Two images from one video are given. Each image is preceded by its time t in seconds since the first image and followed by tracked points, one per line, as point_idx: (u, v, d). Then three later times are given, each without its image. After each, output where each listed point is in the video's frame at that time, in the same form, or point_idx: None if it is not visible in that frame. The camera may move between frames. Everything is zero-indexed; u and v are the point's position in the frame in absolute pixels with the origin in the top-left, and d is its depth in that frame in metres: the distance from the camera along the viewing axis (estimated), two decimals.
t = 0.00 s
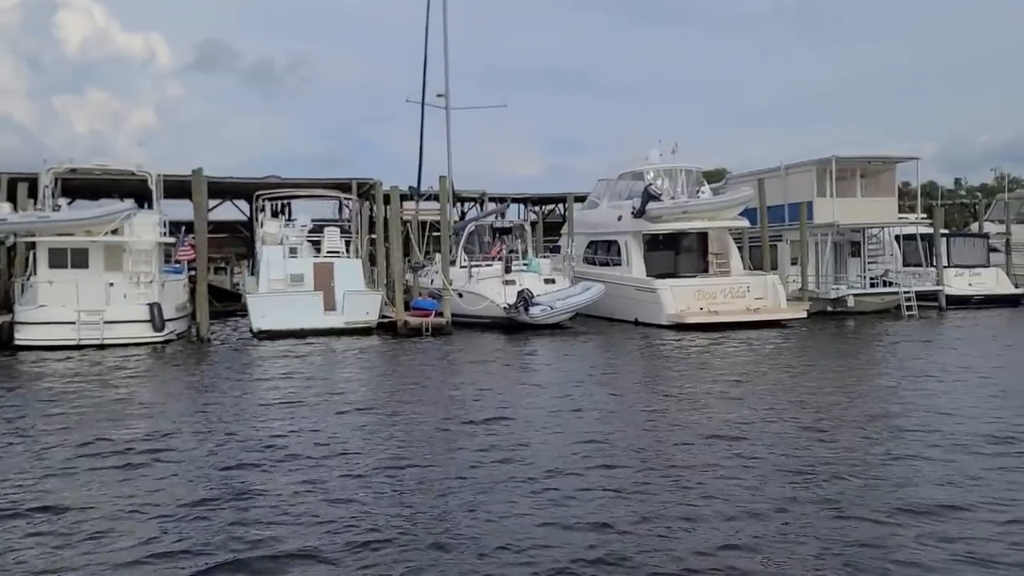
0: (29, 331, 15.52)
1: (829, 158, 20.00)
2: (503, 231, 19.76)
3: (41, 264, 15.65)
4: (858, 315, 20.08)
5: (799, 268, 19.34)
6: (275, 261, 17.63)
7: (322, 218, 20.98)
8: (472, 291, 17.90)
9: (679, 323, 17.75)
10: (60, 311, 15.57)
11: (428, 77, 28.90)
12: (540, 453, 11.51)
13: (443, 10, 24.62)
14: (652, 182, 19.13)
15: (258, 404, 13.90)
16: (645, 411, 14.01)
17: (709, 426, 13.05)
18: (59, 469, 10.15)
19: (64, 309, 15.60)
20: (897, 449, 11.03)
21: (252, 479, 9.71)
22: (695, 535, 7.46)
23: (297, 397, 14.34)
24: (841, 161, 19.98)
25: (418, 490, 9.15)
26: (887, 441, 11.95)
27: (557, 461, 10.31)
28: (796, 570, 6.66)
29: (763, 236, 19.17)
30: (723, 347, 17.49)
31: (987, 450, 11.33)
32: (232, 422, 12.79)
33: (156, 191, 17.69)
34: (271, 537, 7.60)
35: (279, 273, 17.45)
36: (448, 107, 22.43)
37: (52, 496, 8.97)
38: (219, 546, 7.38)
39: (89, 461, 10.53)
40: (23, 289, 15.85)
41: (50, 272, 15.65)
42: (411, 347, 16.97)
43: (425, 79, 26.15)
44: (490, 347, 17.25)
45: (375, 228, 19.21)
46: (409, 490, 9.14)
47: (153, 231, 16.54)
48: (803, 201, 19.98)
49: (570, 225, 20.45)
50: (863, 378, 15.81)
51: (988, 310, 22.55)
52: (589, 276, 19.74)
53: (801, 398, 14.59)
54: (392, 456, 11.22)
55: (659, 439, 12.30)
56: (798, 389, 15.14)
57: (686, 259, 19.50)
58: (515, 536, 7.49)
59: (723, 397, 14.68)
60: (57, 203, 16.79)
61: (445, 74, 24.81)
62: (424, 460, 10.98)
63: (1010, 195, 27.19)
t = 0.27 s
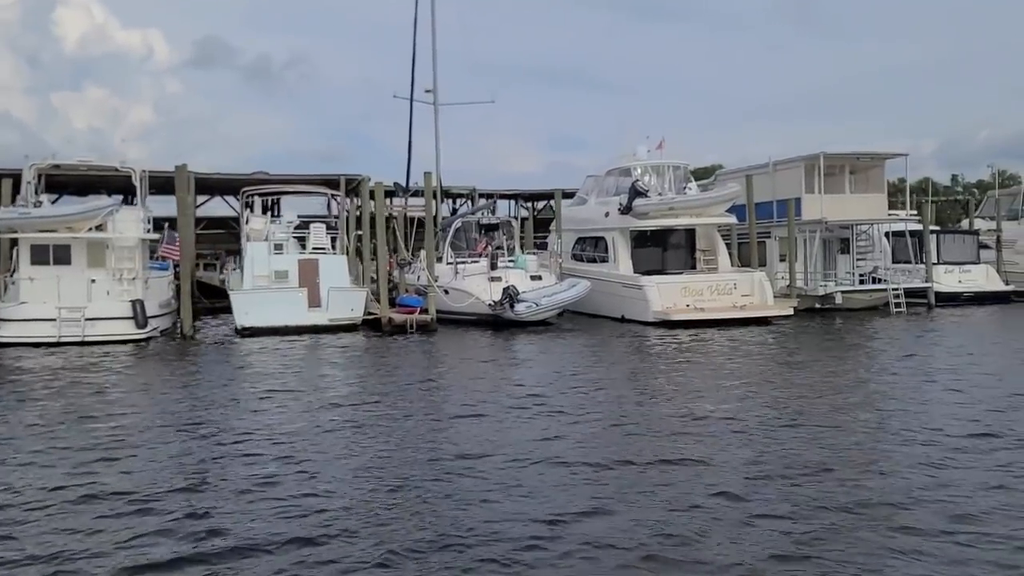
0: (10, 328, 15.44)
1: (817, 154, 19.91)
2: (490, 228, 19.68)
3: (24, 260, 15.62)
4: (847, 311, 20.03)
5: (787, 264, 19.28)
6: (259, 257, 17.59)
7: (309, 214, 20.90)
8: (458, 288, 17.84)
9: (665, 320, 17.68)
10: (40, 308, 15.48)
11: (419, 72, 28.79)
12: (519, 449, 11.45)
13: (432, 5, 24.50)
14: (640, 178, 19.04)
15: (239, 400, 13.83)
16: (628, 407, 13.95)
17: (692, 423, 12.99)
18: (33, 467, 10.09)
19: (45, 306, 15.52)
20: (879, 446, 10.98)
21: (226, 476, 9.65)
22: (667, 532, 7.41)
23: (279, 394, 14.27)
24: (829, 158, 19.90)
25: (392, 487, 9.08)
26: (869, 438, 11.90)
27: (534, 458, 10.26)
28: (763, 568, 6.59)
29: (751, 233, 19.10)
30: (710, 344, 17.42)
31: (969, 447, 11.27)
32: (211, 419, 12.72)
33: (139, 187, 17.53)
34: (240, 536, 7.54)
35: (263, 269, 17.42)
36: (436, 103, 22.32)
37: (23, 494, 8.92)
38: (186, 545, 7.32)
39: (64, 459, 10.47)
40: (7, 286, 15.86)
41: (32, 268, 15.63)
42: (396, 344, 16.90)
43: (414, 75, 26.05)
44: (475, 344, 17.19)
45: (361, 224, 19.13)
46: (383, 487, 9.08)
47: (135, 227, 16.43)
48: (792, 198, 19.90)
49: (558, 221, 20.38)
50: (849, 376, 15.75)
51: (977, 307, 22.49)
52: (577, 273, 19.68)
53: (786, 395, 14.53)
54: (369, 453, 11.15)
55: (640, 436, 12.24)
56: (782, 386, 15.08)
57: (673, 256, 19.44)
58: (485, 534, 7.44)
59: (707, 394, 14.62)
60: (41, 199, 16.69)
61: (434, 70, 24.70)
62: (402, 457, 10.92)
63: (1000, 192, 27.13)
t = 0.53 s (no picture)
0: None
1: (809, 156, 19.84)
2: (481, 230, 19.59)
3: (10, 262, 15.55)
4: (839, 314, 19.95)
5: (779, 266, 19.20)
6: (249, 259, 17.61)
7: (300, 216, 20.84)
8: (448, 290, 17.77)
9: (656, 322, 17.61)
10: (26, 311, 15.43)
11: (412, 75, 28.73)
12: (503, 453, 11.39)
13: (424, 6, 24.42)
14: (631, 180, 18.98)
15: (225, 403, 13.77)
16: (616, 409, 13.88)
17: (678, 426, 12.92)
18: (12, 471, 10.03)
19: (31, 308, 15.46)
20: (864, 448, 10.92)
21: (206, 480, 9.59)
22: (644, 536, 7.35)
23: (266, 396, 14.21)
24: (822, 159, 19.82)
25: (371, 491, 9.03)
26: (856, 440, 11.82)
27: (517, 461, 10.20)
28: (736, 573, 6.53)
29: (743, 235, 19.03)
30: (700, 346, 17.34)
31: (955, 449, 11.20)
32: (196, 423, 12.66)
33: (127, 190, 17.45)
34: (214, 540, 7.48)
35: (252, 270, 17.48)
36: (428, 105, 22.25)
37: None
38: (160, 549, 7.27)
39: (45, 463, 10.41)
40: None
41: (19, 271, 15.56)
42: (384, 346, 16.83)
43: (407, 76, 25.98)
44: (465, 346, 17.12)
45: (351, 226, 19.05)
46: (362, 490, 9.02)
47: (123, 229, 16.36)
48: (784, 199, 19.83)
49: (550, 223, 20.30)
50: (838, 378, 15.68)
51: (972, 309, 22.41)
52: (568, 275, 19.61)
53: (774, 398, 14.46)
54: (351, 456, 11.09)
55: (626, 438, 12.18)
56: (771, 388, 15.01)
57: (665, 258, 19.33)
58: (461, 537, 7.38)
59: (696, 396, 14.54)
60: (29, 202, 16.63)
61: (426, 71, 24.63)
62: (385, 459, 10.86)
63: (995, 193, 27.05)
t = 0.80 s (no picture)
0: None
1: (803, 157, 19.75)
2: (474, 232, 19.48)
3: None
4: (834, 316, 19.85)
5: (773, 268, 19.10)
6: (240, 261, 17.56)
7: (293, 218, 20.76)
8: (439, 292, 17.67)
9: (648, 325, 17.50)
10: (13, 313, 15.36)
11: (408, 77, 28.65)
12: (489, 456, 11.29)
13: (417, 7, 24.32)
14: (624, 182, 18.88)
15: (211, 405, 13.68)
16: (604, 411, 13.81)
17: (667, 429, 12.81)
18: None
19: (18, 310, 15.37)
20: (852, 450, 10.85)
21: (186, 481, 9.53)
22: (622, 538, 7.29)
23: (253, 398, 14.14)
24: (816, 160, 19.72)
25: (352, 493, 8.96)
26: (844, 443, 11.75)
27: (501, 463, 10.13)
28: None
29: (737, 236, 18.93)
30: (693, 349, 17.22)
31: (944, 452, 11.09)
32: (181, 425, 12.58)
33: (117, 191, 17.32)
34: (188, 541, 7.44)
35: (242, 273, 17.52)
36: (421, 106, 22.16)
37: None
38: (133, 549, 7.22)
39: (25, 464, 10.36)
40: None
41: (6, 272, 15.45)
42: (374, 348, 16.74)
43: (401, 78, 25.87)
44: (455, 348, 17.02)
45: (343, 228, 18.95)
46: (342, 492, 8.96)
47: (112, 231, 16.30)
48: (778, 201, 19.73)
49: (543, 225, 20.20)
50: (831, 380, 15.57)
51: (968, 311, 22.29)
52: (561, 277, 19.52)
53: (765, 400, 14.36)
54: (334, 459, 11.00)
55: (613, 440, 12.10)
56: (762, 391, 14.91)
57: (659, 259, 19.20)
58: (437, 539, 7.33)
59: (686, 399, 14.43)
60: (17, 204, 16.54)
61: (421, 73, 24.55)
62: (369, 461, 10.80)
63: (993, 196, 26.94)
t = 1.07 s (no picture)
0: None
1: (800, 162, 19.65)
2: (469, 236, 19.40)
3: None
4: (830, 321, 19.73)
5: (769, 272, 19.01)
6: (233, 265, 17.47)
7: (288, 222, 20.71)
8: (433, 297, 17.60)
9: (642, 330, 17.41)
10: (3, 318, 15.30)
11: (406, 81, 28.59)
12: (477, 461, 11.21)
13: (414, 10, 24.25)
14: (619, 186, 18.80)
15: (201, 410, 13.63)
16: (596, 417, 13.71)
17: (658, 434, 12.72)
18: None
19: (7, 315, 15.34)
20: (844, 456, 10.74)
21: (169, 488, 9.46)
22: (605, 548, 7.21)
23: (243, 403, 14.09)
24: (813, 165, 19.62)
25: (335, 500, 8.88)
26: (837, 449, 11.63)
27: (488, 469, 10.04)
28: None
29: (733, 241, 18.83)
30: (688, 354, 17.13)
31: (937, 459, 10.98)
32: (169, 430, 12.53)
33: (110, 196, 17.25)
34: (166, 549, 7.36)
35: (235, 276, 17.45)
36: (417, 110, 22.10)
37: None
38: (110, 556, 7.15)
39: (11, 469, 10.32)
40: None
41: None
42: (367, 353, 16.67)
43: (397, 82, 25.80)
44: (448, 353, 16.94)
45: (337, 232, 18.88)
46: (326, 499, 8.88)
47: (104, 235, 16.20)
48: (775, 204, 19.64)
49: (539, 229, 20.11)
50: (825, 386, 15.47)
51: (966, 316, 22.17)
52: (556, 282, 19.45)
53: (759, 406, 14.26)
54: (322, 464, 10.93)
55: (604, 446, 12.00)
56: (756, 396, 14.81)
57: (655, 264, 19.09)
58: (418, 548, 7.25)
59: (679, 404, 14.34)
60: (9, 208, 16.50)
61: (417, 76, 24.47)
62: (356, 466, 10.71)
63: (993, 200, 26.81)
